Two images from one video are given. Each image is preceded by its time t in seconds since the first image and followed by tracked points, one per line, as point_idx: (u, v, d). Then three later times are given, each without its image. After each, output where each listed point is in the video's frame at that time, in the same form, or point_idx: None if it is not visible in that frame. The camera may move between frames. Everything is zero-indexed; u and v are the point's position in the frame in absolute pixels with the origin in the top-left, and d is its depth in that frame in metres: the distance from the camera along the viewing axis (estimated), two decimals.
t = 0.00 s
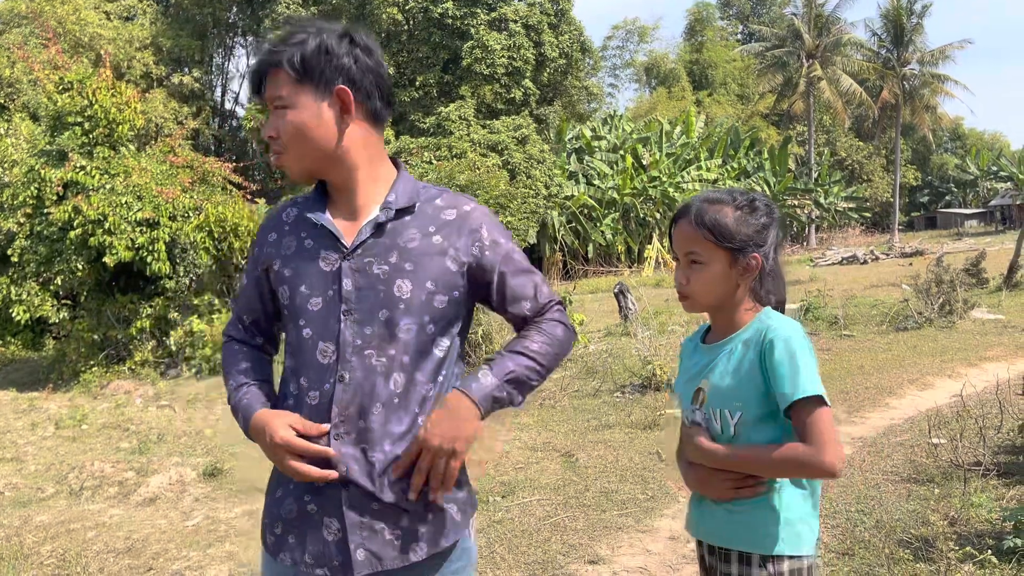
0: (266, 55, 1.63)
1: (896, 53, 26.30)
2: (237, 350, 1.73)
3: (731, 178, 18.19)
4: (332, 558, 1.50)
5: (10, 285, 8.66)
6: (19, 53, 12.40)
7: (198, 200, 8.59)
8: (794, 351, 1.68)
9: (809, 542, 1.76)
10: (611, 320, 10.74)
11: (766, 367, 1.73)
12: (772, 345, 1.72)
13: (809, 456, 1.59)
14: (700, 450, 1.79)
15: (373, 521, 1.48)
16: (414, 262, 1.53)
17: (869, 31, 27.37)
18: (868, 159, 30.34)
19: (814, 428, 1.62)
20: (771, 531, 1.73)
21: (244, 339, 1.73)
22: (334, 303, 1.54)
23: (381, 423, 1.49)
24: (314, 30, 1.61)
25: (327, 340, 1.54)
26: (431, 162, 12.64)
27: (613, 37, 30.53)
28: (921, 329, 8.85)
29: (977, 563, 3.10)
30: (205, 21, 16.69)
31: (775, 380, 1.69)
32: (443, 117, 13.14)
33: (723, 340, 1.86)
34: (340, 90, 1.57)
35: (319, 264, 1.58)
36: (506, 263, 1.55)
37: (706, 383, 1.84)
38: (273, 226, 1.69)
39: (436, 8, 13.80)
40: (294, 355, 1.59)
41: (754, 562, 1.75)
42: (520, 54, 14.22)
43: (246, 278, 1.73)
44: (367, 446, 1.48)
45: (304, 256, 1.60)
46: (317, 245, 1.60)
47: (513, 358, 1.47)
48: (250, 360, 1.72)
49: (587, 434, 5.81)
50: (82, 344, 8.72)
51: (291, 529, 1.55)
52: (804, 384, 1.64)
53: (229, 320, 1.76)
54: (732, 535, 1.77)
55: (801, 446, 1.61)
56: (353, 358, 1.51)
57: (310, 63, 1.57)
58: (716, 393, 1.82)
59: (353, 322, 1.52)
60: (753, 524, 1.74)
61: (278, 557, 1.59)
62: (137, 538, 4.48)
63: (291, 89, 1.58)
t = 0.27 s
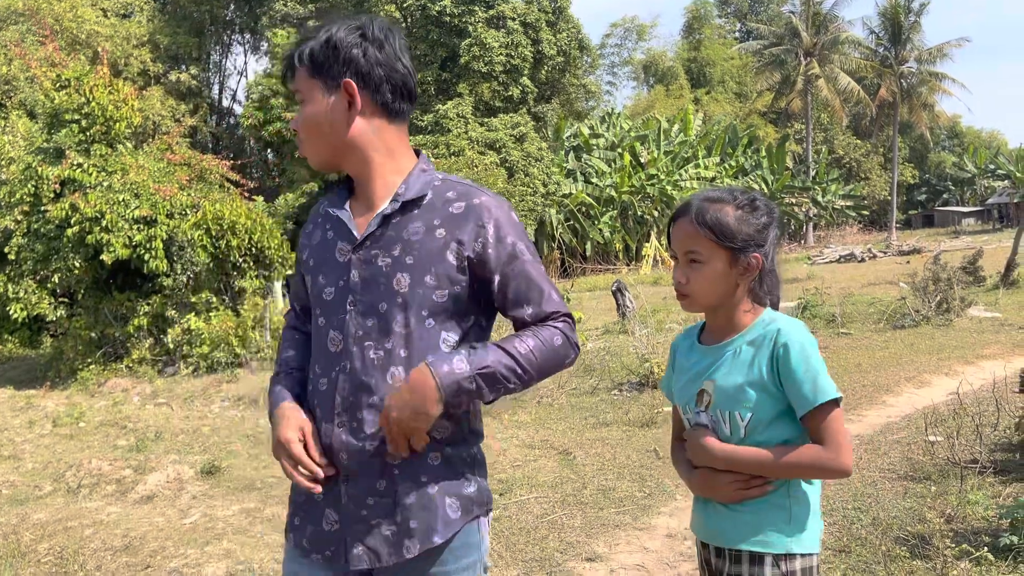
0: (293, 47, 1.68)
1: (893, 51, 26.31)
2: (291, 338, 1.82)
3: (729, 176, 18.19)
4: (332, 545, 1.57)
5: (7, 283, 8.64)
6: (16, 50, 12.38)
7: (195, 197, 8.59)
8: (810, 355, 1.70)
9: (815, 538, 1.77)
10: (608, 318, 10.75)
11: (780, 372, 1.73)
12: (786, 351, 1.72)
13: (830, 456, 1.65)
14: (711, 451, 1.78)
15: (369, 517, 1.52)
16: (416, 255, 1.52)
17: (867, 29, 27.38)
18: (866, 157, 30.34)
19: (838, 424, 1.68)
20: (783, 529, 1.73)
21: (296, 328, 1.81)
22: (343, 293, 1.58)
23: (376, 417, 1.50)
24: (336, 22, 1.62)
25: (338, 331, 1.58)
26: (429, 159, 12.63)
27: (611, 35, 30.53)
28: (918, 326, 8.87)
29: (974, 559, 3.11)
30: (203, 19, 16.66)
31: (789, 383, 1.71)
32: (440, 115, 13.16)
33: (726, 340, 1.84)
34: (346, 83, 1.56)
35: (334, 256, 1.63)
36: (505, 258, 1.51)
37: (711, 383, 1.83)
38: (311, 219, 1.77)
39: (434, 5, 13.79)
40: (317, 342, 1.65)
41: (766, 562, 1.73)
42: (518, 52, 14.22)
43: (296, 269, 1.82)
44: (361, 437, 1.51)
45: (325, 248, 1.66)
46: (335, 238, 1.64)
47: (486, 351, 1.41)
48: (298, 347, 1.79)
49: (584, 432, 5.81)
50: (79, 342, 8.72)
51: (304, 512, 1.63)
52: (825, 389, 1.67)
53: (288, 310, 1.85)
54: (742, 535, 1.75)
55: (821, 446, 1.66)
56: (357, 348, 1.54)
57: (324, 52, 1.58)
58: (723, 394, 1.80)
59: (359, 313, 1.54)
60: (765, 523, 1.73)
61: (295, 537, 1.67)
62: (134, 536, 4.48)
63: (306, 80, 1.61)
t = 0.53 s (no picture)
0: (347, 41, 1.56)
1: (891, 49, 26.35)
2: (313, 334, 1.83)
3: (727, 174, 18.19)
4: (335, 537, 1.58)
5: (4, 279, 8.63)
6: (13, 47, 12.36)
7: (193, 194, 8.57)
8: (812, 354, 1.69)
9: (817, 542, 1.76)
10: (605, 315, 10.76)
11: (782, 372, 1.72)
12: (787, 351, 1.71)
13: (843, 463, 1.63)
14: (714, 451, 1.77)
15: (373, 513, 1.53)
16: (431, 252, 1.52)
17: (864, 27, 27.39)
18: (864, 155, 30.34)
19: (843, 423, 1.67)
20: (781, 531, 1.72)
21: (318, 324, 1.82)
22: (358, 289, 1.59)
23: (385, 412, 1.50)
24: (383, 18, 1.57)
25: (356, 325, 1.58)
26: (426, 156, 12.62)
27: (609, 33, 30.52)
28: (915, 324, 8.89)
29: (969, 557, 3.13)
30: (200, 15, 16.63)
31: (793, 383, 1.70)
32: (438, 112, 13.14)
33: (727, 341, 1.85)
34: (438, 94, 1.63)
35: (352, 250, 1.63)
36: (515, 257, 1.50)
37: (714, 383, 1.83)
38: (328, 216, 1.77)
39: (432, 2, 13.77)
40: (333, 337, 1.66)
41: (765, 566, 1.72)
42: (516, 49, 14.22)
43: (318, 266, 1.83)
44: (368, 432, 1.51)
45: (342, 243, 1.67)
46: (352, 234, 1.65)
47: (500, 349, 1.41)
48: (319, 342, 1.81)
49: (582, 429, 5.82)
50: (76, 339, 8.72)
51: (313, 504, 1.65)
52: (825, 389, 1.67)
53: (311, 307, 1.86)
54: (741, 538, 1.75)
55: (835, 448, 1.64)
56: (371, 343, 1.55)
57: (407, 54, 1.54)
58: (725, 396, 1.80)
59: (374, 309, 1.55)
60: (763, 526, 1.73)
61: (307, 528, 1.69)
62: (132, 533, 4.48)
63: (390, 75, 1.52)
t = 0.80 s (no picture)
0: (443, 45, 1.54)
1: (889, 46, 26.36)
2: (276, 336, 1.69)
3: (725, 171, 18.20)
4: (363, 539, 1.55)
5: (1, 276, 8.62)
6: (11, 43, 12.34)
7: (190, 191, 8.57)
8: (826, 351, 1.63)
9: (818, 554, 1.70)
10: (603, 313, 10.75)
11: (796, 368, 1.66)
12: (801, 349, 1.66)
13: (881, 444, 1.54)
14: (732, 456, 1.67)
15: (410, 509, 1.53)
16: (466, 252, 1.58)
17: (863, 24, 27.39)
18: (862, 153, 30.34)
19: (863, 418, 1.59)
20: (779, 541, 1.66)
21: (284, 325, 1.67)
22: (383, 285, 1.57)
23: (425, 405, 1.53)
24: (449, 24, 1.59)
25: (380, 322, 1.56)
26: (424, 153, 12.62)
27: (608, 30, 30.50)
28: (913, 321, 8.90)
29: (965, 553, 3.14)
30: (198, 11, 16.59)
31: (807, 380, 1.64)
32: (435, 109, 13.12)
33: (733, 336, 1.82)
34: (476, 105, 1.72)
35: (372, 247, 1.59)
36: (537, 256, 1.64)
37: (717, 382, 1.79)
38: (311, 209, 1.65)
39: None
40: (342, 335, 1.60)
41: None
42: (514, 46, 14.22)
43: (284, 263, 1.68)
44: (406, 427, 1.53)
45: (352, 238, 1.60)
46: (365, 229, 1.60)
47: (547, 340, 1.59)
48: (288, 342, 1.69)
49: (580, 426, 5.83)
50: (74, 336, 8.71)
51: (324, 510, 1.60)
52: (839, 386, 1.59)
53: (268, 305, 1.70)
54: (737, 547, 1.70)
55: (874, 435, 1.56)
56: (401, 339, 1.55)
57: (491, 71, 1.62)
58: (728, 394, 1.75)
59: (404, 306, 1.55)
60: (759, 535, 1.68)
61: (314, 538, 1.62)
62: (129, 530, 4.48)
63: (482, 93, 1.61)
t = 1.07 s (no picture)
0: (464, 46, 1.57)
1: (888, 43, 26.35)
2: (252, 341, 1.51)
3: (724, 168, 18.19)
4: (406, 535, 1.56)
5: None
6: (8, 39, 12.31)
7: (188, 187, 8.56)
8: (829, 364, 1.53)
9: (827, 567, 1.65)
10: (602, 310, 10.75)
11: (798, 380, 1.57)
12: (804, 360, 1.56)
13: (885, 466, 1.45)
14: (730, 480, 1.61)
15: (451, 497, 1.59)
16: (475, 244, 1.68)
17: (862, 21, 27.37)
18: (861, 150, 30.32)
19: (865, 439, 1.49)
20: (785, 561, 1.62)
21: (267, 329, 1.52)
22: (408, 278, 1.57)
23: (453, 392, 1.61)
24: (461, 24, 1.61)
25: (405, 314, 1.57)
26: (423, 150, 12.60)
27: (607, 26, 30.46)
28: (911, 318, 8.91)
29: (962, 550, 3.15)
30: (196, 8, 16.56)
31: (809, 393, 1.55)
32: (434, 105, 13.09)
33: (737, 340, 1.73)
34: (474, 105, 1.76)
35: (391, 239, 1.58)
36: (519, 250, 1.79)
37: (718, 388, 1.73)
38: (313, 203, 1.57)
39: None
40: (359, 330, 1.55)
41: None
42: (513, 42, 14.21)
43: (266, 260, 1.54)
44: (447, 416, 1.60)
45: (369, 231, 1.57)
46: (381, 222, 1.59)
47: (552, 327, 1.77)
48: (264, 346, 1.53)
49: (577, 423, 5.83)
50: (72, 333, 8.71)
51: (358, 510, 1.55)
52: (845, 402, 1.50)
53: (240, 308, 1.53)
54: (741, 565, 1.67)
55: (874, 459, 1.46)
56: (426, 330, 1.58)
57: (499, 74, 1.66)
58: (731, 403, 1.69)
59: (428, 297, 1.59)
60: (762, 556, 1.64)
61: (341, 544, 1.56)
62: (126, 527, 4.48)
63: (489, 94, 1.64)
